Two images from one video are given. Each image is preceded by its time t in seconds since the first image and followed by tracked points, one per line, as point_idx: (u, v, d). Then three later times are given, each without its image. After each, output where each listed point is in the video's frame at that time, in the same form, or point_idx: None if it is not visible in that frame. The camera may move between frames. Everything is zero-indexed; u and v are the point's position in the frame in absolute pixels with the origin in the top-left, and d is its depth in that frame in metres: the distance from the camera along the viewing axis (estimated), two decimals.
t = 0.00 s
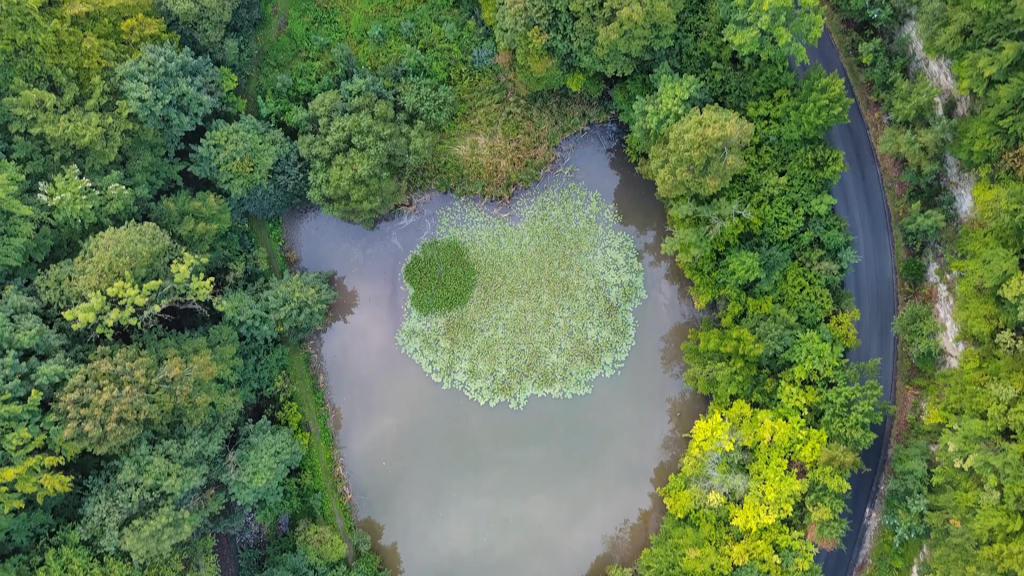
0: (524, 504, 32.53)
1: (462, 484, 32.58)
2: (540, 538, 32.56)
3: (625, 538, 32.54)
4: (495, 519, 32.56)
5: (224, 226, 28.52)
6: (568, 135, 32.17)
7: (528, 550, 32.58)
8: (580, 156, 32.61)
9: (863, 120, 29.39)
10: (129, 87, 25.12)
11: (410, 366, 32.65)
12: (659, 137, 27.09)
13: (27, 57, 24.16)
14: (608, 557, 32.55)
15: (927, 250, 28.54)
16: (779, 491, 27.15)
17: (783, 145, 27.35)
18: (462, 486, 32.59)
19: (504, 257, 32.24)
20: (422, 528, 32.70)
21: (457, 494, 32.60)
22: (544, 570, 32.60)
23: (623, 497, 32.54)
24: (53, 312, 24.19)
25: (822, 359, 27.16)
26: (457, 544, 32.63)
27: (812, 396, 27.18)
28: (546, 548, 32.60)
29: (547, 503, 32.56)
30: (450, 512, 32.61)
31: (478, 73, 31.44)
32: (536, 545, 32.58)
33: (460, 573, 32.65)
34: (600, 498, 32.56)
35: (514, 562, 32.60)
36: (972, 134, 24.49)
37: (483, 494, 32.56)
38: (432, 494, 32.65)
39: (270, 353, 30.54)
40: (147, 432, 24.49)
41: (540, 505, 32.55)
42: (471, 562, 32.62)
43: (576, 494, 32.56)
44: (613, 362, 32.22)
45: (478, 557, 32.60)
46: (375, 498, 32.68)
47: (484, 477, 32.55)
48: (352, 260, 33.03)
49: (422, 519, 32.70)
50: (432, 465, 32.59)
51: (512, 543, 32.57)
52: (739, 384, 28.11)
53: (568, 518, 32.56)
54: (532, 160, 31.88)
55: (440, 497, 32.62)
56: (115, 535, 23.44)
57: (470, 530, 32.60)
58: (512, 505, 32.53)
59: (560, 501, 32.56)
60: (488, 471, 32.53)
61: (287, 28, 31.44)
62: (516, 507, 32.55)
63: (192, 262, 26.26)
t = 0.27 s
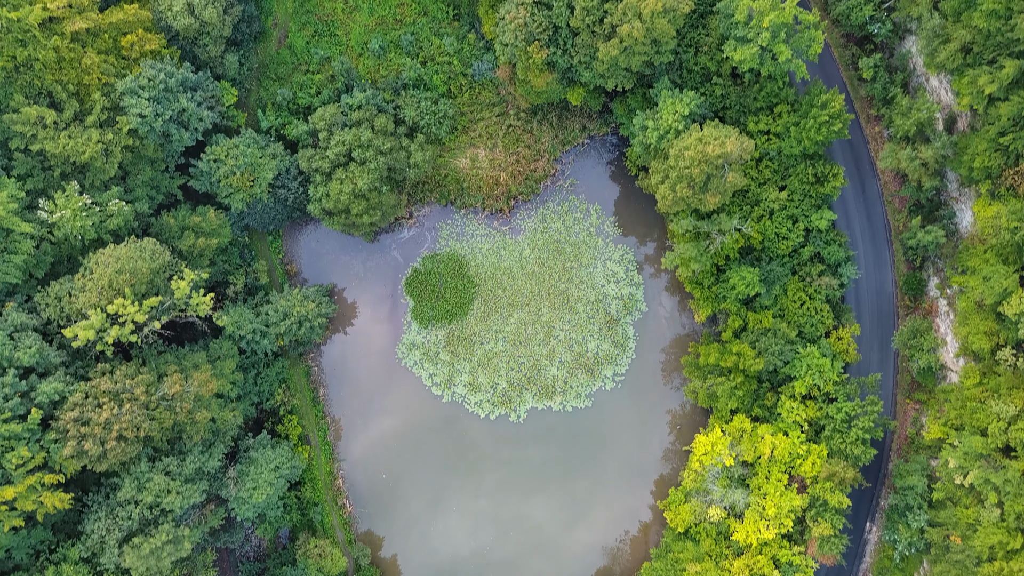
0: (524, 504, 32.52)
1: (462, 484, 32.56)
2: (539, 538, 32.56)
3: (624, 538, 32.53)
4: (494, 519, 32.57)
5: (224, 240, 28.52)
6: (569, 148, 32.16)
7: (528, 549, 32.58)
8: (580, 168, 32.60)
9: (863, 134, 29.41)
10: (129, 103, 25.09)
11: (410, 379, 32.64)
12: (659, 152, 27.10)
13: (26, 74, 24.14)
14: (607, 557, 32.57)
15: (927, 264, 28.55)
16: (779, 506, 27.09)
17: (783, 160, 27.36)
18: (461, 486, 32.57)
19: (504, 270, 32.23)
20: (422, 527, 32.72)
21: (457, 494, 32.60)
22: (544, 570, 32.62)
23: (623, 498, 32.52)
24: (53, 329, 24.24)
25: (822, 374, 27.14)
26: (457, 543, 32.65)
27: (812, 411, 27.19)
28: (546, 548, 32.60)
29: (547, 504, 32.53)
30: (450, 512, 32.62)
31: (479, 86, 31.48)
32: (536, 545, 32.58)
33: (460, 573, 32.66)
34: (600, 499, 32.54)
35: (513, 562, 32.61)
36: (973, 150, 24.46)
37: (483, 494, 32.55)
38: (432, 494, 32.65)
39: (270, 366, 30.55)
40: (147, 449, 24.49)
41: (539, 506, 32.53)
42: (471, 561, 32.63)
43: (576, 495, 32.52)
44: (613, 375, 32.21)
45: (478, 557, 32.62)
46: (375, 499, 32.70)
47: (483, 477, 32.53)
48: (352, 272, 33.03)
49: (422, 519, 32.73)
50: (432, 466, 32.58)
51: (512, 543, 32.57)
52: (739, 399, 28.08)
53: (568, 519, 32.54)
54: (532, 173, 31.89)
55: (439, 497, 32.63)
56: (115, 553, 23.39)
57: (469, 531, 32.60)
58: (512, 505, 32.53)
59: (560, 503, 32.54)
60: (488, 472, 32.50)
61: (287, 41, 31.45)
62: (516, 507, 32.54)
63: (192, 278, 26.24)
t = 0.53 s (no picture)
0: (524, 504, 32.48)
1: (462, 485, 32.52)
2: (540, 538, 32.52)
3: (624, 538, 32.50)
4: (495, 519, 32.55)
5: (224, 254, 28.53)
6: (569, 160, 32.15)
7: (529, 549, 32.54)
8: (580, 181, 32.60)
9: (863, 148, 29.45)
10: (129, 119, 25.07)
11: (410, 392, 32.62)
12: (659, 167, 27.10)
13: (26, 91, 24.14)
14: (608, 557, 32.54)
15: (928, 279, 28.54)
16: (779, 521, 26.98)
17: (783, 175, 27.35)
18: (461, 487, 32.54)
19: (504, 283, 32.21)
20: (422, 527, 32.72)
21: (457, 494, 32.56)
22: (545, 570, 32.59)
23: (623, 498, 32.49)
24: (53, 345, 24.20)
25: (822, 389, 27.09)
26: (457, 543, 32.62)
27: (813, 426, 27.16)
28: (546, 548, 32.56)
29: (547, 505, 32.49)
30: (449, 512, 32.59)
31: (479, 99, 31.51)
32: (537, 545, 32.54)
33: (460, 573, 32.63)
34: (600, 499, 32.50)
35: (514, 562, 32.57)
36: (973, 167, 24.46)
37: (484, 495, 32.51)
38: (432, 495, 32.62)
39: (270, 380, 30.55)
40: (147, 466, 24.47)
41: (540, 506, 32.49)
42: (472, 561, 32.59)
43: (577, 497, 32.47)
44: (613, 388, 32.18)
45: (479, 557, 32.57)
46: (375, 499, 32.70)
47: (483, 478, 32.48)
48: (352, 285, 33.03)
49: (422, 519, 32.71)
50: (431, 467, 32.56)
51: (513, 543, 32.53)
52: (739, 414, 28.05)
53: (568, 520, 32.49)
54: (532, 187, 31.90)
55: (439, 498, 32.60)
56: (115, 570, 23.37)
57: (469, 532, 32.57)
58: (512, 506, 32.50)
59: (560, 505, 32.49)
60: (488, 473, 32.45)
61: (287, 54, 31.48)
62: (516, 507, 32.50)
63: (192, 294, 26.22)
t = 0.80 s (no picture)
0: (524, 505, 32.32)
1: (462, 485, 32.43)
2: (540, 539, 32.35)
3: (625, 539, 32.37)
4: (495, 519, 32.43)
5: (224, 269, 28.53)
6: (569, 174, 32.14)
7: (529, 550, 32.37)
8: (580, 195, 32.59)
9: (863, 162, 29.49)
10: (129, 135, 25.06)
11: (410, 405, 32.61)
12: (659, 182, 27.11)
13: (26, 107, 24.13)
14: (608, 558, 32.39)
15: (928, 293, 28.53)
16: (780, 536, 26.75)
17: (783, 191, 27.34)
18: (461, 487, 32.45)
19: (504, 296, 32.18)
20: (422, 527, 32.63)
21: (457, 495, 32.48)
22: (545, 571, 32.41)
23: (624, 501, 32.37)
24: (53, 361, 24.16)
25: (822, 405, 27.08)
26: (457, 544, 32.49)
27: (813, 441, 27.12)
28: (546, 549, 32.40)
29: (547, 506, 32.34)
30: (449, 512, 32.52)
31: (479, 113, 31.53)
32: (537, 546, 32.37)
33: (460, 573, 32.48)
34: (600, 500, 32.38)
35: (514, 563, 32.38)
36: (973, 184, 24.43)
37: (484, 495, 32.39)
38: (432, 496, 32.55)
39: (270, 394, 30.56)
40: (146, 483, 24.45)
41: (540, 508, 32.33)
42: (472, 562, 32.44)
43: (577, 498, 32.35)
44: (613, 401, 32.15)
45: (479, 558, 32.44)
46: (376, 500, 32.68)
47: (483, 479, 32.37)
48: (352, 298, 33.02)
49: (422, 519, 32.62)
50: (431, 468, 32.49)
51: (513, 543, 32.38)
52: (739, 429, 28.01)
53: (568, 521, 32.35)
54: (532, 200, 31.91)
55: (439, 498, 32.53)
56: None
57: (469, 532, 32.45)
58: (513, 507, 32.36)
59: (560, 506, 32.35)
60: (487, 474, 32.34)
61: (287, 67, 31.51)
62: (516, 507, 32.35)
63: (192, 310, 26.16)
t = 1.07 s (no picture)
0: (524, 506, 32.26)
1: (462, 486, 32.39)
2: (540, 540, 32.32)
3: (625, 540, 32.34)
4: (494, 520, 32.40)
5: (224, 283, 28.54)
6: (569, 187, 32.13)
7: (529, 551, 32.33)
8: (580, 208, 32.59)
9: (863, 176, 29.48)
10: (129, 152, 25.06)
11: (410, 417, 32.58)
12: (659, 198, 27.12)
13: (27, 124, 24.13)
14: (609, 561, 32.35)
15: (928, 308, 28.55)
16: (780, 551, 26.66)
17: (783, 206, 27.35)
18: (461, 489, 32.41)
19: (504, 308, 32.15)
20: (422, 527, 32.62)
21: (457, 495, 32.44)
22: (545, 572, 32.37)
23: (624, 504, 32.31)
24: (53, 379, 24.16)
25: (823, 420, 26.99)
26: (457, 545, 32.47)
27: (813, 457, 27.10)
28: (546, 550, 32.35)
29: (547, 508, 32.27)
30: (449, 513, 32.49)
31: (479, 126, 31.54)
32: (537, 546, 32.34)
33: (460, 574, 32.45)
34: (600, 502, 32.32)
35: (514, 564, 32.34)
36: (973, 202, 24.41)
37: (484, 497, 32.35)
38: (432, 497, 32.53)
39: (270, 408, 30.57)
40: (146, 501, 24.43)
41: (540, 509, 32.28)
42: (472, 563, 32.40)
43: (577, 500, 32.29)
44: (614, 415, 32.12)
45: (479, 558, 32.41)
46: (376, 501, 32.66)
47: (483, 480, 32.33)
48: (352, 311, 33.00)
49: (422, 519, 32.61)
50: (431, 470, 32.46)
51: (513, 544, 32.34)
52: (739, 444, 27.95)
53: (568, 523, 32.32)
54: (532, 214, 31.91)
55: (439, 500, 32.50)
56: None
57: (469, 534, 32.43)
58: (512, 508, 32.31)
59: (560, 508, 32.28)
60: (488, 476, 32.30)
61: (287, 80, 31.54)
62: (516, 508, 32.30)
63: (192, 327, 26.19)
